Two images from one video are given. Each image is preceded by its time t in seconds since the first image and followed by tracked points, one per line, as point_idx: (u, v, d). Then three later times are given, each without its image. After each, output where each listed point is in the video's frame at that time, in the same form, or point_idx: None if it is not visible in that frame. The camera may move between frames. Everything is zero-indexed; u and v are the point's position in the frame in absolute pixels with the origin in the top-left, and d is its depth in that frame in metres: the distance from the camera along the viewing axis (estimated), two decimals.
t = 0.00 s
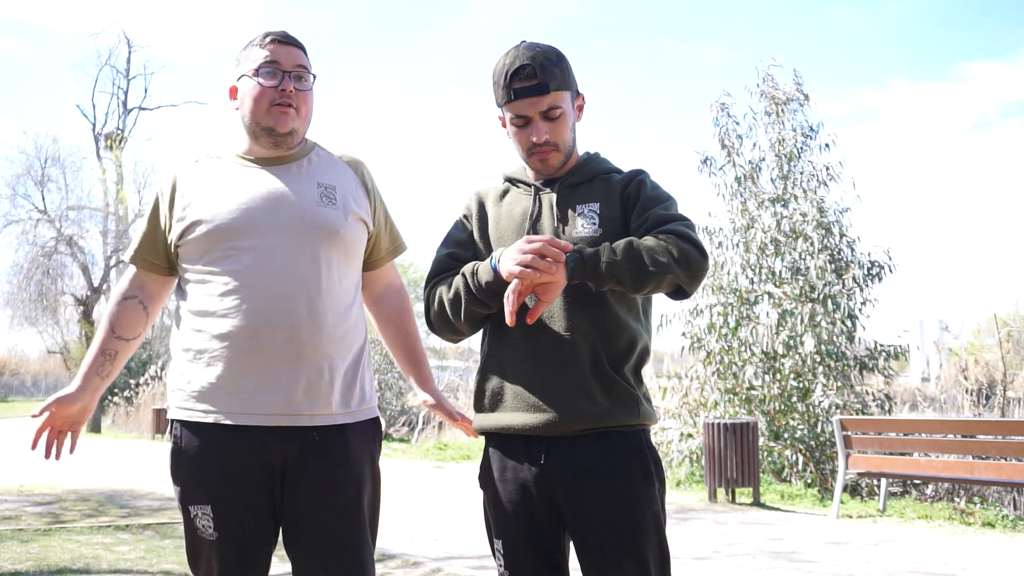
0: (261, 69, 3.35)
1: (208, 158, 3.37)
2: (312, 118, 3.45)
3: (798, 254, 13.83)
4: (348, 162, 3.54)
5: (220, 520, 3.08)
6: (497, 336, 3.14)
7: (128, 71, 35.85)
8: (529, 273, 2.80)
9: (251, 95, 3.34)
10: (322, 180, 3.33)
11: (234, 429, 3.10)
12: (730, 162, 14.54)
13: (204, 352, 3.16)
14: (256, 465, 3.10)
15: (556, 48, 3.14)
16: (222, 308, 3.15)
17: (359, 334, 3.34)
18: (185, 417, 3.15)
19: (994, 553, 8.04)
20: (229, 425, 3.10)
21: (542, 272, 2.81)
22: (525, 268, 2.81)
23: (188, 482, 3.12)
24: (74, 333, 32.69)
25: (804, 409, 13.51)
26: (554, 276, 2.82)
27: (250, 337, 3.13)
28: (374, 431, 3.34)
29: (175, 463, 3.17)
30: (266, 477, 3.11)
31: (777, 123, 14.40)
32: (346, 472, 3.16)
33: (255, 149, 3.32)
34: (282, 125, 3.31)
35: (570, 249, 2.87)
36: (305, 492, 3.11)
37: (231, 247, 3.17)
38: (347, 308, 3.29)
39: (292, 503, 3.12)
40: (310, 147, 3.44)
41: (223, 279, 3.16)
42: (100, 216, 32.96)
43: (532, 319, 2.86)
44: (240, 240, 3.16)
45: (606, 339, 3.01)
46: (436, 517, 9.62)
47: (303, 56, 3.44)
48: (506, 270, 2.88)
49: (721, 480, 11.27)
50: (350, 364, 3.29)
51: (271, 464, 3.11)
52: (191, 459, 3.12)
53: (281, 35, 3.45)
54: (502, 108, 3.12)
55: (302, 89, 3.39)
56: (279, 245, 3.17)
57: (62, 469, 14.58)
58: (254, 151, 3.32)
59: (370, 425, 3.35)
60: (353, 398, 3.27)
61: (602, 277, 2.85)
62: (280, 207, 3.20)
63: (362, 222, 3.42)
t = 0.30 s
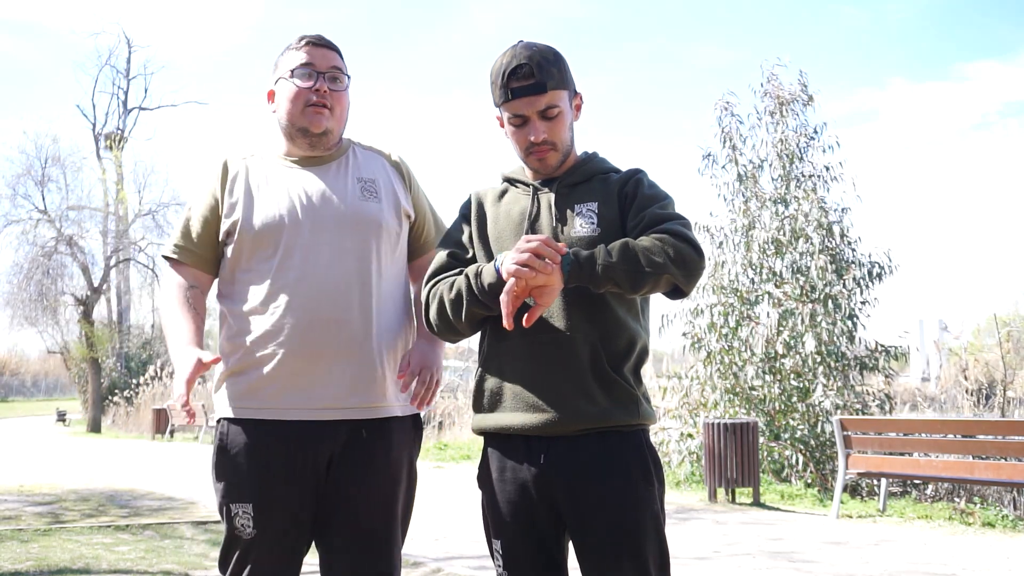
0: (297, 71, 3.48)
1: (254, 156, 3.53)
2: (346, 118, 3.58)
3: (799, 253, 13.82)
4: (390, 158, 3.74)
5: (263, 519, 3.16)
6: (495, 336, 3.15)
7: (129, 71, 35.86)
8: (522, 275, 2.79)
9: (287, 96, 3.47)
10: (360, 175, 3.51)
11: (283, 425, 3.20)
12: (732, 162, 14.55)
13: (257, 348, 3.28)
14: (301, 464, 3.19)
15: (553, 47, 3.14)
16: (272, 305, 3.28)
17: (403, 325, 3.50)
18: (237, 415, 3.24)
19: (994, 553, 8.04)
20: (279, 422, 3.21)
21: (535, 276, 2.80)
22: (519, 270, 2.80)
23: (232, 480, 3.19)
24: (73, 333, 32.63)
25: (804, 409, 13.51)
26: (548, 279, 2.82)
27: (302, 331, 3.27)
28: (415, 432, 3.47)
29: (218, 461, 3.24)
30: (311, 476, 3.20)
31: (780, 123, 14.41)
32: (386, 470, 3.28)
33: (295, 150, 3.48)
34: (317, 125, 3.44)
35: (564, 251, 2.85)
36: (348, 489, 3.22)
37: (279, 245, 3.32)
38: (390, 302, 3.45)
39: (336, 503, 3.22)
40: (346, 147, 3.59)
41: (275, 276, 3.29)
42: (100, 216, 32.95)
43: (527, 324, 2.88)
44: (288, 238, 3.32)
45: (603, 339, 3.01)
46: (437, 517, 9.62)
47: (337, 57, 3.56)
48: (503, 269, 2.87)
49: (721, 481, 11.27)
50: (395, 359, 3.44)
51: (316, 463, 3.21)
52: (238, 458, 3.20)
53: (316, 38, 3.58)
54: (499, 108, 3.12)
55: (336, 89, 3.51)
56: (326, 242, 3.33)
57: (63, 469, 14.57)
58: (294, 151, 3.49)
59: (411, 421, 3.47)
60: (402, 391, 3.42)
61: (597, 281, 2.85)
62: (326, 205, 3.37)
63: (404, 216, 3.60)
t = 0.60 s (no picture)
0: (326, 74, 3.55)
1: (287, 156, 3.62)
2: (374, 120, 3.65)
3: (800, 253, 13.79)
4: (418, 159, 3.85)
5: (276, 512, 3.16)
6: (496, 336, 3.15)
7: (129, 71, 35.85)
8: (521, 276, 2.80)
9: (316, 100, 3.54)
10: (388, 178, 3.60)
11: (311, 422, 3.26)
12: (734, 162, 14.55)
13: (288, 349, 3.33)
14: (326, 461, 3.24)
15: (554, 46, 3.13)
16: (304, 306, 3.34)
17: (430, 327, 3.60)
18: (269, 413, 3.29)
19: (994, 553, 8.04)
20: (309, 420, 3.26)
21: (534, 277, 2.80)
22: (519, 271, 2.80)
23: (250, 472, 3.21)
24: (73, 333, 32.63)
25: (805, 409, 13.51)
26: (548, 282, 2.82)
27: (334, 333, 3.34)
28: (439, 437, 3.54)
29: (240, 453, 3.28)
30: (335, 473, 3.25)
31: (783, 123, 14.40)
32: (409, 472, 3.36)
33: (321, 152, 3.57)
34: (343, 130, 3.52)
35: (564, 254, 2.86)
36: (372, 488, 3.30)
37: (309, 247, 3.38)
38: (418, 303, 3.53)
39: (360, 502, 3.30)
40: (374, 149, 3.68)
41: (306, 278, 3.35)
42: (100, 216, 32.94)
43: (527, 327, 2.90)
44: (319, 240, 3.38)
45: (603, 340, 3.01)
46: (437, 516, 9.63)
47: (366, 62, 3.63)
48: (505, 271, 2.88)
49: (721, 481, 11.27)
50: (423, 360, 3.53)
51: (343, 462, 3.27)
52: (259, 451, 3.23)
53: (346, 41, 3.65)
54: (502, 106, 3.12)
55: (364, 94, 3.58)
56: (357, 245, 3.41)
57: (63, 469, 14.57)
58: (320, 153, 3.57)
59: (437, 424, 3.57)
60: (429, 391, 3.51)
61: (596, 284, 2.86)
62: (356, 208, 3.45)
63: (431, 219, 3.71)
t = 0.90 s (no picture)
0: (327, 72, 3.56)
1: (283, 148, 3.62)
2: (374, 119, 3.67)
3: (802, 253, 13.76)
4: (416, 154, 3.86)
5: (278, 518, 3.19)
6: (497, 336, 3.15)
7: (129, 71, 35.85)
8: (526, 281, 2.81)
9: (317, 97, 3.54)
10: (390, 172, 3.61)
11: (307, 425, 3.26)
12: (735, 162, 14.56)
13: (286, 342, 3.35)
14: (323, 465, 3.24)
15: (557, 46, 3.14)
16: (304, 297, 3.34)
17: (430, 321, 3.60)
18: (268, 412, 3.29)
19: (994, 553, 8.03)
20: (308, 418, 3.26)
21: (539, 282, 2.81)
22: (523, 275, 2.81)
23: (253, 478, 3.24)
24: (73, 333, 32.63)
25: (805, 409, 13.51)
26: (552, 287, 2.82)
27: (332, 326, 3.34)
28: (436, 434, 3.52)
29: (241, 458, 3.29)
30: (334, 477, 3.25)
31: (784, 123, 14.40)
32: (407, 473, 3.34)
33: (319, 148, 3.58)
34: (345, 130, 3.53)
35: (568, 258, 2.86)
36: (370, 490, 3.29)
37: (311, 239, 3.38)
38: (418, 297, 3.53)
39: (358, 505, 3.29)
40: (374, 144, 3.68)
41: (304, 271, 3.36)
42: (100, 216, 32.95)
43: (531, 329, 2.87)
44: (320, 233, 3.39)
45: (604, 340, 3.02)
46: (438, 516, 9.63)
47: (367, 58, 3.63)
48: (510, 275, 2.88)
49: (721, 481, 11.28)
50: (423, 355, 3.53)
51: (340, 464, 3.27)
52: (262, 457, 3.24)
53: (346, 37, 3.65)
54: (503, 105, 3.13)
55: (366, 91, 3.59)
56: (356, 239, 3.41)
57: (63, 469, 14.57)
58: (317, 149, 3.58)
59: (433, 420, 3.54)
60: (428, 385, 3.51)
61: (601, 285, 2.86)
62: (357, 202, 3.45)
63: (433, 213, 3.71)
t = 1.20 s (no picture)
0: (308, 69, 3.43)
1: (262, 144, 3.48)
2: (355, 118, 3.54)
3: (802, 253, 13.79)
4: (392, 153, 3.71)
5: (245, 521, 3.08)
6: (499, 336, 3.16)
7: (129, 71, 35.85)
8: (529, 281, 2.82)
9: (297, 95, 3.41)
10: (364, 169, 3.45)
11: (268, 423, 3.13)
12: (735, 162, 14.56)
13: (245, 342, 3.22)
14: (288, 468, 3.11)
15: (560, 46, 3.14)
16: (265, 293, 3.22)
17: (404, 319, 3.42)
18: (228, 412, 3.17)
19: (994, 553, 8.04)
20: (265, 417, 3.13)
21: (542, 282, 2.81)
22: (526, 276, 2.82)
23: (219, 480, 3.13)
24: (73, 333, 32.64)
25: (805, 409, 13.53)
26: (556, 287, 2.83)
27: (291, 324, 3.20)
28: (409, 435, 3.35)
29: (206, 459, 3.19)
30: (298, 478, 3.12)
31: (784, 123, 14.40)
32: (377, 472, 3.18)
33: (297, 146, 3.43)
34: (324, 129, 3.41)
35: (573, 259, 2.86)
36: (337, 494, 3.14)
37: (272, 233, 3.25)
38: (389, 292, 3.36)
39: (326, 506, 3.14)
40: (352, 143, 3.54)
41: (262, 267, 3.23)
42: (100, 216, 32.96)
43: (535, 329, 2.88)
44: (282, 227, 3.25)
45: (608, 340, 3.02)
46: (438, 517, 9.63)
47: (348, 57, 3.51)
48: (511, 276, 2.89)
49: (721, 480, 11.27)
50: (394, 353, 3.35)
51: (304, 465, 3.12)
52: (225, 459, 3.13)
53: (326, 36, 3.52)
54: (505, 105, 3.14)
55: (347, 90, 3.47)
56: (318, 232, 3.26)
57: (62, 469, 14.56)
58: (295, 148, 3.43)
59: (406, 421, 3.38)
60: (400, 384, 3.33)
61: (608, 288, 2.86)
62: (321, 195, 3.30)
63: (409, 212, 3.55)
